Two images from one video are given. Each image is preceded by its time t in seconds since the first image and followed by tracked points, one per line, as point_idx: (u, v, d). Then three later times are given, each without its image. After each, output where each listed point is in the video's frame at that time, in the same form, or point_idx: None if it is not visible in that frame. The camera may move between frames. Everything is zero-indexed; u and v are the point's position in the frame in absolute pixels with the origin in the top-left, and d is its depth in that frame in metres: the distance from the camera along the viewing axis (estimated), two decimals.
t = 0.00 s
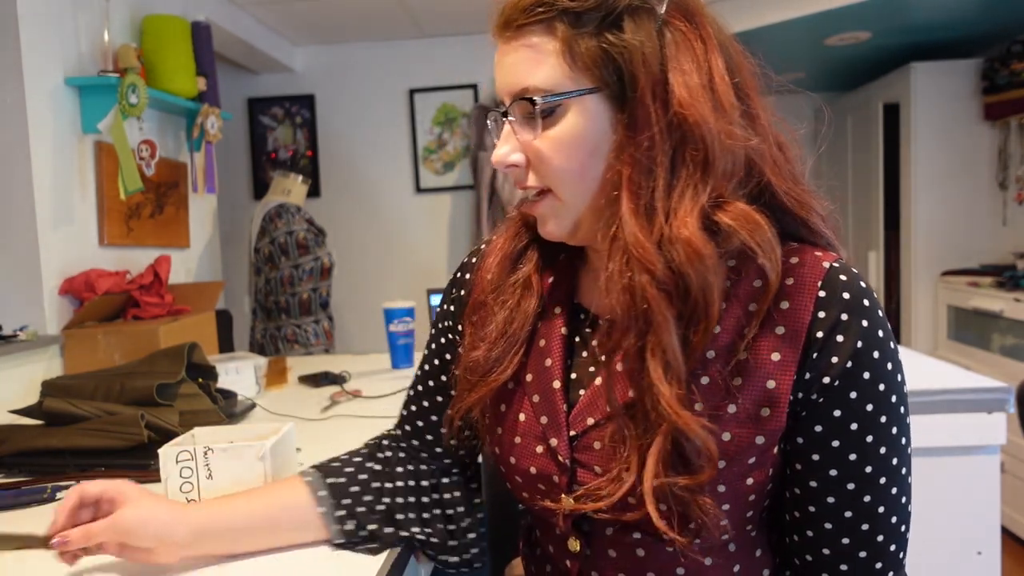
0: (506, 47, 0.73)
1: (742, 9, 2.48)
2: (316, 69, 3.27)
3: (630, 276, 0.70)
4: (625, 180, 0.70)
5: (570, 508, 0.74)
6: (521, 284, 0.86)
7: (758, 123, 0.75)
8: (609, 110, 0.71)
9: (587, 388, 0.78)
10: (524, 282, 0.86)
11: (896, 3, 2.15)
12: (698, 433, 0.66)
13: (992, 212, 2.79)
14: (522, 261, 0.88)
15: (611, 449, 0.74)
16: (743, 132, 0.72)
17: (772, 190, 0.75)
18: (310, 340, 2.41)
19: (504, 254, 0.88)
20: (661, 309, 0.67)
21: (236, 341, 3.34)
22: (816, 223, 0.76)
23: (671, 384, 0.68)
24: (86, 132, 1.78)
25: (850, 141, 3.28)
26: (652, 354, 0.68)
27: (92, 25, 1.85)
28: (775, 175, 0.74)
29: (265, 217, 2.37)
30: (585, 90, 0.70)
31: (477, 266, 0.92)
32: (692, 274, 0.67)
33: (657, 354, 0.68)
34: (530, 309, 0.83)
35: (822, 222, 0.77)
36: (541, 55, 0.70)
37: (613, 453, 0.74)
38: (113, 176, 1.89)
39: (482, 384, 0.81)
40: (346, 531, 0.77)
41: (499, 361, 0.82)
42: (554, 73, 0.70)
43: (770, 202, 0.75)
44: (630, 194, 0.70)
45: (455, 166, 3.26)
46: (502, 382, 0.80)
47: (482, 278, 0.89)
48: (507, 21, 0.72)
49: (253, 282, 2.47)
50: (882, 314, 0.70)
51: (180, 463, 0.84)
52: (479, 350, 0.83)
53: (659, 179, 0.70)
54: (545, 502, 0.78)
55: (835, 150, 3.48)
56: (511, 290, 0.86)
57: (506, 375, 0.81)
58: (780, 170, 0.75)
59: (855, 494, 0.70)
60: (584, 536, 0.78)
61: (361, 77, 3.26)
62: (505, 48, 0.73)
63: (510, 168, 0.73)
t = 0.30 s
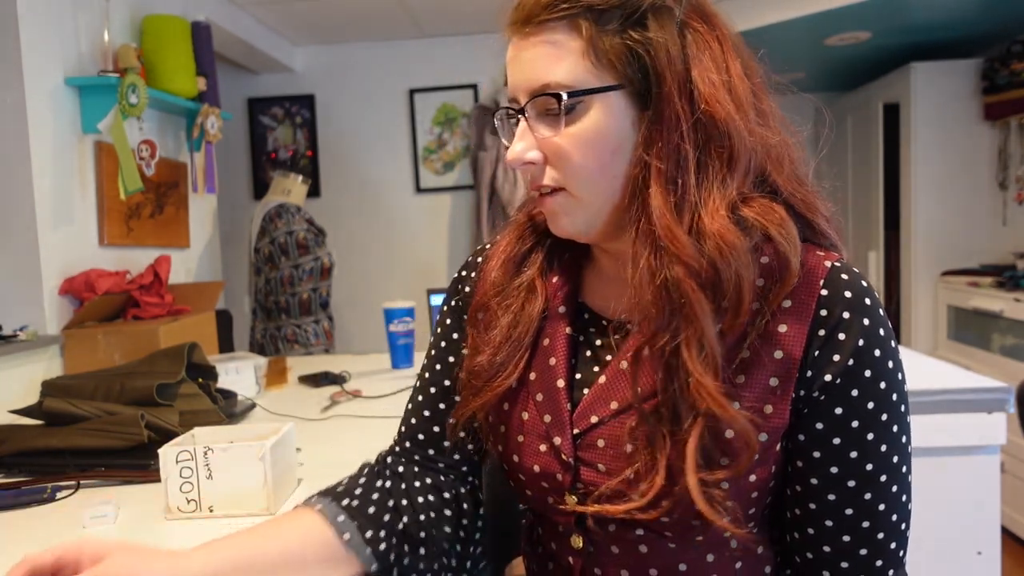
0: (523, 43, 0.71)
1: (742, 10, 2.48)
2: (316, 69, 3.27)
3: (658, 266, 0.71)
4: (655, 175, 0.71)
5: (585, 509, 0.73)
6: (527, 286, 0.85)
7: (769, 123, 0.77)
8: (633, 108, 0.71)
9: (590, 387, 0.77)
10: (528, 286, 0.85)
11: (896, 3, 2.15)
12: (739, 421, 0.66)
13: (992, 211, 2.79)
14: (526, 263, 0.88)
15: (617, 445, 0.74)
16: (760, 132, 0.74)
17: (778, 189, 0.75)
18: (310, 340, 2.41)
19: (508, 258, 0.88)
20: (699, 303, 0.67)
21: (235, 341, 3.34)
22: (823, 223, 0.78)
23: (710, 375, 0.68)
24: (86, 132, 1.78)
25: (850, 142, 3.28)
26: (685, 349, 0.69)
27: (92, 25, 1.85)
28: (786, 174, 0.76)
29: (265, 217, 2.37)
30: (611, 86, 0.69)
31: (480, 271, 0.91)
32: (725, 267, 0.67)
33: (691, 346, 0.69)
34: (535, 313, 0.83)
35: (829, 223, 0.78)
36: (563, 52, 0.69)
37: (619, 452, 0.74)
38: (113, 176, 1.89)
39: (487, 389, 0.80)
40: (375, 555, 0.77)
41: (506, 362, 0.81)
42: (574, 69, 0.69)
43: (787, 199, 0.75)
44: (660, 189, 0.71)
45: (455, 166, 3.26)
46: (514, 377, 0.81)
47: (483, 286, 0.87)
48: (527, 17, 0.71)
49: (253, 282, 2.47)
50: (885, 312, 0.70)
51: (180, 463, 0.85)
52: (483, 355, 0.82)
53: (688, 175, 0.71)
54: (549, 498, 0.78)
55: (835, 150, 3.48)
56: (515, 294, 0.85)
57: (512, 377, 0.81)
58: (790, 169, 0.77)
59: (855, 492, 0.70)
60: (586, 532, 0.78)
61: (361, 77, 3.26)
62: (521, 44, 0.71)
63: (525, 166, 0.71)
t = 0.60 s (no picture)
0: (487, 43, 0.71)
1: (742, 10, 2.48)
2: (316, 69, 3.27)
3: (621, 273, 0.71)
4: (620, 183, 0.71)
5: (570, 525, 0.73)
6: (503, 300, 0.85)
7: (736, 130, 0.78)
8: (600, 111, 0.71)
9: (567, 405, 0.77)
10: (499, 306, 0.85)
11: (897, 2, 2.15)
12: (703, 432, 0.68)
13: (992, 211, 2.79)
14: (495, 283, 0.87)
15: (597, 466, 0.74)
16: (726, 139, 0.74)
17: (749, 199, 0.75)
18: (310, 340, 2.41)
19: (477, 277, 0.86)
20: (661, 310, 0.69)
21: (236, 340, 3.34)
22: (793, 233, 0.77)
23: (674, 387, 0.69)
24: (86, 131, 1.78)
25: (850, 141, 3.28)
26: (649, 356, 0.70)
27: (92, 25, 1.84)
28: (753, 184, 0.76)
29: (265, 217, 2.37)
30: (578, 88, 0.69)
31: (450, 284, 0.90)
32: (688, 276, 0.68)
33: (657, 355, 0.70)
34: (511, 326, 0.82)
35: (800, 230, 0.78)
36: (530, 50, 0.69)
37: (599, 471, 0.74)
38: (113, 176, 1.89)
39: (464, 420, 0.80)
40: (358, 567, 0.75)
41: (482, 392, 0.80)
42: (541, 70, 0.68)
43: (754, 209, 0.75)
44: (625, 197, 0.71)
45: (454, 166, 3.26)
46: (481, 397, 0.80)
47: (455, 302, 0.86)
48: (494, 17, 0.71)
49: (253, 281, 2.47)
50: (858, 317, 0.70)
51: (180, 463, 0.85)
52: (460, 385, 0.81)
53: (653, 183, 0.71)
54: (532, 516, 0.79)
55: (835, 150, 3.48)
56: (485, 314, 0.84)
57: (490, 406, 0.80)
58: (757, 178, 0.77)
59: (835, 499, 0.70)
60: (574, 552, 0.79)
61: (361, 77, 3.26)
62: (486, 44, 0.71)
63: (490, 168, 0.71)
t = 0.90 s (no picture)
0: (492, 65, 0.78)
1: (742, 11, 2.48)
2: (316, 69, 3.27)
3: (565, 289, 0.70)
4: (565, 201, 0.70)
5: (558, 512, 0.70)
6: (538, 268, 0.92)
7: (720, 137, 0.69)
8: (561, 130, 0.72)
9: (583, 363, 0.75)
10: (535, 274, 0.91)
11: (897, 3, 2.15)
12: (607, 449, 0.65)
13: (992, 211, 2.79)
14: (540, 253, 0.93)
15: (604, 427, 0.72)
16: (690, 150, 0.66)
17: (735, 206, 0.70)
18: (310, 340, 2.41)
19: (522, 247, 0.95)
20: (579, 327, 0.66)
21: (235, 341, 3.34)
22: (808, 225, 0.71)
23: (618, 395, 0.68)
24: (86, 131, 1.78)
25: (851, 141, 3.28)
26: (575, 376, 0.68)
27: (92, 25, 1.84)
28: (749, 185, 0.70)
29: (265, 217, 2.37)
30: (537, 108, 0.72)
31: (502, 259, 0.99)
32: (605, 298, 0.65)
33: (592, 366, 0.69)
34: (534, 288, 0.89)
35: (810, 231, 0.71)
36: (507, 77, 0.74)
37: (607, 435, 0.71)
38: (113, 175, 1.89)
39: (492, 339, 0.88)
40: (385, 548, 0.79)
41: (506, 322, 0.88)
42: (513, 93, 0.73)
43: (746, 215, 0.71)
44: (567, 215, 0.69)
45: (454, 166, 3.26)
46: (504, 344, 0.86)
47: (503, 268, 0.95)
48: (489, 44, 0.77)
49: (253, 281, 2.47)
50: (881, 302, 0.66)
51: (180, 463, 0.84)
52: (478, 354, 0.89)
53: (593, 201, 0.68)
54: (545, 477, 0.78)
55: (835, 150, 3.48)
56: (520, 281, 0.91)
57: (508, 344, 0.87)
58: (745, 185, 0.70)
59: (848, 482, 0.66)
60: (583, 519, 0.76)
61: (361, 76, 3.26)
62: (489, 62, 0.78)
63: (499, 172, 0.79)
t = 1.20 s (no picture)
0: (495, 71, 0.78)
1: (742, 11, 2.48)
2: (315, 69, 3.27)
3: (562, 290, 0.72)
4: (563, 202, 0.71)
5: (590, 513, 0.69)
6: (543, 264, 0.92)
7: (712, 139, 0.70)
8: (561, 134, 0.72)
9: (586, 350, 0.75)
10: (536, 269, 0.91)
11: (897, 3, 2.15)
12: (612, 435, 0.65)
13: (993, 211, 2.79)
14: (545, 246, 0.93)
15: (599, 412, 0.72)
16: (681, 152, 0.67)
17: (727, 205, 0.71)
18: (310, 340, 2.41)
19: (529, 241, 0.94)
20: (579, 320, 0.69)
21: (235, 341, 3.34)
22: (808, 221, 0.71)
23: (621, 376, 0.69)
24: (86, 132, 1.78)
25: (851, 141, 3.28)
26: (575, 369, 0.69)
27: (92, 25, 1.84)
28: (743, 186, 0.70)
29: (265, 217, 2.36)
30: (539, 113, 0.72)
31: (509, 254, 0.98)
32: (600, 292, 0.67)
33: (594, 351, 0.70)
34: (540, 288, 0.87)
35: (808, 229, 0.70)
36: (509, 84, 0.74)
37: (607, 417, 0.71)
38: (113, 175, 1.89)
39: (499, 330, 0.87)
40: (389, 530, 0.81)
41: (512, 317, 0.87)
42: (517, 95, 0.73)
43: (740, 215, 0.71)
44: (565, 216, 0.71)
45: (454, 166, 3.26)
46: (510, 336, 0.85)
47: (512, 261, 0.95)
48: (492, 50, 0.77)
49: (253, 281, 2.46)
50: (875, 293, 0.66)
51: (180, 463, 0.84)
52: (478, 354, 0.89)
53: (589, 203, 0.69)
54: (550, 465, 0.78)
55: (835, 150, 3.48)
56: (524, 276, 0.91)
57: (518, 338, 0.85)
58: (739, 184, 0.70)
59: (846, 468, 0.65)
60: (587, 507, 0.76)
61: (361, 76, 3.26)
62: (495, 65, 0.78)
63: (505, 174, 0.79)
